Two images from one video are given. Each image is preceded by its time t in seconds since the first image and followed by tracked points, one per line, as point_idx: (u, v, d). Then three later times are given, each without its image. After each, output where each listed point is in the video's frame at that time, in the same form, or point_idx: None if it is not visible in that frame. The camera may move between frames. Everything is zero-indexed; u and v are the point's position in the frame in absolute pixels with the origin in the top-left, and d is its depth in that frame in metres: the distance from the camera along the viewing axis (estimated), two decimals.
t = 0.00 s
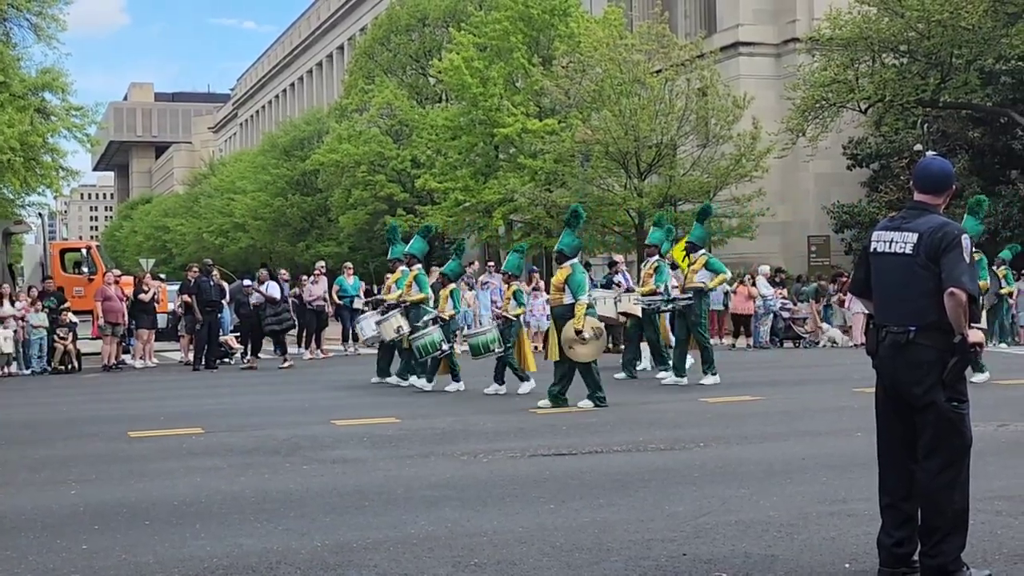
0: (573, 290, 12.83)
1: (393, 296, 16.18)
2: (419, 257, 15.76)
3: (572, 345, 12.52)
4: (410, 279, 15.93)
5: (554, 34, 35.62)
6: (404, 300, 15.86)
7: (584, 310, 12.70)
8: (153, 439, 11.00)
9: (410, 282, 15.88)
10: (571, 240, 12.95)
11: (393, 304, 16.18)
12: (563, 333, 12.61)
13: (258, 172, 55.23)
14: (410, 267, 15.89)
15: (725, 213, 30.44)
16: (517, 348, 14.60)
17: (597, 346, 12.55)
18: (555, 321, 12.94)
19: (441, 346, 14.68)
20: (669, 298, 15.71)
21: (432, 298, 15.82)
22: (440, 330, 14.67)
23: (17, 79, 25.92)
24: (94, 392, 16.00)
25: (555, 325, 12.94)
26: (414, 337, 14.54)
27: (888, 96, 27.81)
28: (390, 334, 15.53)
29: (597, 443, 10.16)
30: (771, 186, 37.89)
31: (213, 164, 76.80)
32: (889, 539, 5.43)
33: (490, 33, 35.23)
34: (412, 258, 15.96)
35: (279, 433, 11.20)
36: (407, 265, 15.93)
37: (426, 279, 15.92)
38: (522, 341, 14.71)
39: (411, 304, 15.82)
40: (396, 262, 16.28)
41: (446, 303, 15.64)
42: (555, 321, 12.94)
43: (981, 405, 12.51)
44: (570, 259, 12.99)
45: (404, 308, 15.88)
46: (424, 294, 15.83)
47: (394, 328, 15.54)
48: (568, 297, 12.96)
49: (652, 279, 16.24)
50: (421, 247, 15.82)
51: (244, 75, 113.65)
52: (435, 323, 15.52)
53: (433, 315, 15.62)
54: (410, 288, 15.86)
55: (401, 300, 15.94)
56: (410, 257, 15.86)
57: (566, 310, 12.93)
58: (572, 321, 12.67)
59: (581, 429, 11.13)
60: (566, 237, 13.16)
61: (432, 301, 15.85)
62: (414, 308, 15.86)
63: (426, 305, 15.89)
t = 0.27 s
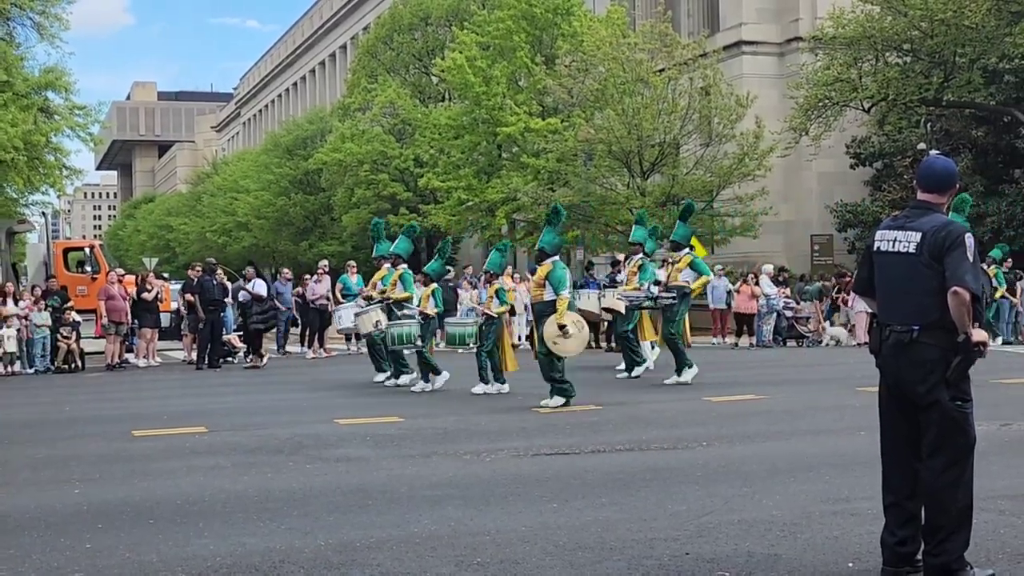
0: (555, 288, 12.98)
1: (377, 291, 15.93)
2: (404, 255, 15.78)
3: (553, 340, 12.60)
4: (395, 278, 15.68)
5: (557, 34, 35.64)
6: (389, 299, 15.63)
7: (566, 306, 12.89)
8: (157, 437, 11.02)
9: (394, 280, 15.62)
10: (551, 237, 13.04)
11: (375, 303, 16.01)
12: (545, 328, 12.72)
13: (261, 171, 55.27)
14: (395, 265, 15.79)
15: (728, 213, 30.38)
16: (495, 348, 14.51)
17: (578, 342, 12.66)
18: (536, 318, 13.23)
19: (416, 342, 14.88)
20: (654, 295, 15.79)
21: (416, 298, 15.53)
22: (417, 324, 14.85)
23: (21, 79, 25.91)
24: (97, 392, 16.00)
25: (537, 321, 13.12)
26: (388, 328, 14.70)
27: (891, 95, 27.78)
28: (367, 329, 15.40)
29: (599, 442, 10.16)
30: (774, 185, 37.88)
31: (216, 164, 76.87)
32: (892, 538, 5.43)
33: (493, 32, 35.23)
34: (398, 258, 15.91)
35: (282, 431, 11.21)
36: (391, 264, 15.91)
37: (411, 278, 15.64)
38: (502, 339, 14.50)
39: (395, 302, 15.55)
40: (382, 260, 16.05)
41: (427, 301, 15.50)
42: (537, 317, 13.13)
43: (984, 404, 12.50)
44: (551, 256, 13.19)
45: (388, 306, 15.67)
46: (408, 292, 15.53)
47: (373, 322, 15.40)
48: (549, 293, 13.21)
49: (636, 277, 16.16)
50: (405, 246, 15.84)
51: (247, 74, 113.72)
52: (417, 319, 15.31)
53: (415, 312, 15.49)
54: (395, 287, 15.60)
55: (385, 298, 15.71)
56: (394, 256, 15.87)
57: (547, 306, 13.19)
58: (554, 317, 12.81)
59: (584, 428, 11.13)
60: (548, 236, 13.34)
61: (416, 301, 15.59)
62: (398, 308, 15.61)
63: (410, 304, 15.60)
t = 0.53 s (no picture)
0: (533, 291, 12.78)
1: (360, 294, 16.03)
2: (387, 256, 15.71)
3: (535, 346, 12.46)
4: (377, 280, 15.85)
5: (560, 32, 35.65)
6: (372, 301, 15.76)
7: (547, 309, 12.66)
8: (160, 436, 11.02)
9: (377, 282, 15.78)
10: (532, 239, 12.93)
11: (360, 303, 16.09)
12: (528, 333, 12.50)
13: (263, 170, 55.29)
14: (378, 267, 15.82)
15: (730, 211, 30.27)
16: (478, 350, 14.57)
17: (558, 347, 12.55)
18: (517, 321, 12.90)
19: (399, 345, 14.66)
20: (634, 296, 15.65)
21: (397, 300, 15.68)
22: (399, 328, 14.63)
23: (24, 78, 25.91)
24: (100, 391, 16.00)
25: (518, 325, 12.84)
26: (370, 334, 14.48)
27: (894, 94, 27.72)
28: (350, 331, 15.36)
29: (602, 442, 10.15)
30: (776, 184, 37.85)
31: (219, 163, 76.90)
32: (896, 537, 5.43)
33: (496, 31, 35.22)
34: (381, 259, 15.91)
35: (285, 431, 11.21)
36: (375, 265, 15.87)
37: (394, 279, 15.83)
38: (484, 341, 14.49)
39: (377, 303, 15.72)
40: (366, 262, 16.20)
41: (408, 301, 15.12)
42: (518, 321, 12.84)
43: (986, 403, 12.49)
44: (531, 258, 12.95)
45: (371, 307, 15.83)
46: (391, 294, 15.69)
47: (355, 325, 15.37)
48: (529, 297, 12.87)
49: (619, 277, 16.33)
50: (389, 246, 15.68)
51: (249, 73, 113.77)
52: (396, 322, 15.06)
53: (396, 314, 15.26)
54: (378, 289, 15.75)
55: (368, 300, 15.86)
56: (377, 257, 15.84)
57: (528, 309, 12.88)
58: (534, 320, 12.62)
59: (586, 427, 11.12)
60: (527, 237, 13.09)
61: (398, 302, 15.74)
62: (381, 310, 15.78)
63: (393, 306, 15.73)
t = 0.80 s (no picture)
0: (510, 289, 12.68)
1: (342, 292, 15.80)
2: (366, 255, 15.53)
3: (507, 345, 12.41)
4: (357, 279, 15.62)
5: (561, 31, 35.67)
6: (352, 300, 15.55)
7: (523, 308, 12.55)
8: (162, 435, 11.03)
9: (358, 280, 15.56)
10: (509, 238, 12.79)
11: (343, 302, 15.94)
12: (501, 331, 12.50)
13: (265, 169, 55.32)
14: (358, 265, 15.59)
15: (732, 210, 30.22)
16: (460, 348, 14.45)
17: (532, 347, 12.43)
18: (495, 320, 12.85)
19: (383, 345, 14.56)
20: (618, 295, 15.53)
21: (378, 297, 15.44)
22: (382, 328, 14.56)
23: (26, 77, 25.91)
24: (101, 389, 16.01)
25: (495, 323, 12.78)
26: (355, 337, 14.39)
27: (895, 93, 27.71)
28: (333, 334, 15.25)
29: (603, 440, 10.15)
30: (778, 183, 37.86)
31: (220, 162, 76.93)
32: (898, 536, 5.43)
33: (498, 30, 35.24)
34: (361, 256, 15.66)
35: (287, 430, 11.21)
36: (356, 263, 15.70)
37: (374, 276, 15.58)
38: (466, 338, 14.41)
39: (357, 302, 15.46)
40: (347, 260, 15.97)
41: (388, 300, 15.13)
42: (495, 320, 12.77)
43: (988, 402, 12.48)
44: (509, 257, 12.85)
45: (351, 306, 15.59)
46: (371, 292, 15.46)
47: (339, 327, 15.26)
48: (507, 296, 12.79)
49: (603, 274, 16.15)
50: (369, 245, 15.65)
51: (251, 72, 113.82)
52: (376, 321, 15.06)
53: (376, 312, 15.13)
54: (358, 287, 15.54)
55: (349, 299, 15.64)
56: (358, 255, 15.62)
57: (506, 308, 12.80)
58: (510, 319, 12.56)
59: (588, 426, 11.11)
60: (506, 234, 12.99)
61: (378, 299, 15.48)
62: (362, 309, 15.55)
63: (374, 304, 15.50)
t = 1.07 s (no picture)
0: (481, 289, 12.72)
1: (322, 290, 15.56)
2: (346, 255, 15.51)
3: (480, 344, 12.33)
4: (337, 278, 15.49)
5: (561, 30, 35.64)
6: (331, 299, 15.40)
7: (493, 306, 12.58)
8: (162, 435, 11.03)
9: (337, 279, 15.41)
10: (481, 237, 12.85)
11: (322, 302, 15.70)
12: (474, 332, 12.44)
13: (264, 169, 55.30)
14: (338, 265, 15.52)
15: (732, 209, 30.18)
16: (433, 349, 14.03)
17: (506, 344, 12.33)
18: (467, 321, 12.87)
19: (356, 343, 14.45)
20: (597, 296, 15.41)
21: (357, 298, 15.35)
22: (354, 326, 14.50)
23: (25, 76, 25.90)
24: (101, 389, 16.01)
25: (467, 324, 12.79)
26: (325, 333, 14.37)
27: (895, 91, 27.68)
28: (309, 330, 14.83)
29: (603, 439, 10.14)
30: (778, 182, 37.85)
31: (220, 161, 76.89)
32: (898, 534, 5.44)
33: (497, 29, 35.23)
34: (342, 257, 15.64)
35: (287, 429, 11.21)
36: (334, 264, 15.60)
37: (354, 277, 15.45)
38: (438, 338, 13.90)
39: (335, 302, 15.34)
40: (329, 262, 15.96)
41: (365, 299, 15.16)
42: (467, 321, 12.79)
43: (988, 400, 12.48)
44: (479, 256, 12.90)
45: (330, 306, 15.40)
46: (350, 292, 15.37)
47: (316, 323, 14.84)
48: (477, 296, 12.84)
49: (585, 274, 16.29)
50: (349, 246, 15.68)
51: (251, 72, 113.80)
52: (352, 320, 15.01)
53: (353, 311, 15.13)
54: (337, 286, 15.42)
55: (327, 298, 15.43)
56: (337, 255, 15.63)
57: (478, 309, 12.84)
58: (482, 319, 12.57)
59: (587, 425, 11.10)
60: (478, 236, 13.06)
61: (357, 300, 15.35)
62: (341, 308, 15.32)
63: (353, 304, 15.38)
